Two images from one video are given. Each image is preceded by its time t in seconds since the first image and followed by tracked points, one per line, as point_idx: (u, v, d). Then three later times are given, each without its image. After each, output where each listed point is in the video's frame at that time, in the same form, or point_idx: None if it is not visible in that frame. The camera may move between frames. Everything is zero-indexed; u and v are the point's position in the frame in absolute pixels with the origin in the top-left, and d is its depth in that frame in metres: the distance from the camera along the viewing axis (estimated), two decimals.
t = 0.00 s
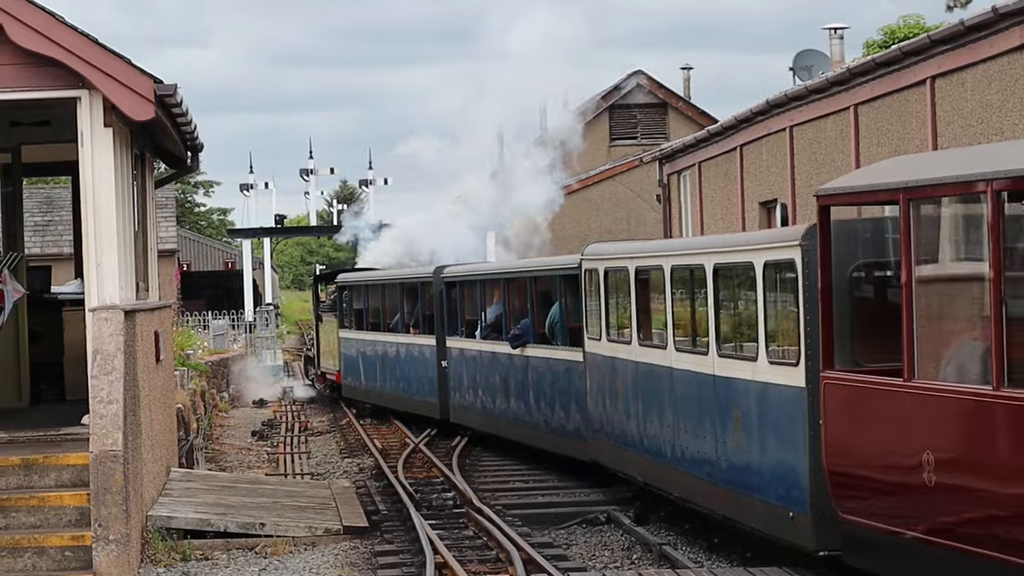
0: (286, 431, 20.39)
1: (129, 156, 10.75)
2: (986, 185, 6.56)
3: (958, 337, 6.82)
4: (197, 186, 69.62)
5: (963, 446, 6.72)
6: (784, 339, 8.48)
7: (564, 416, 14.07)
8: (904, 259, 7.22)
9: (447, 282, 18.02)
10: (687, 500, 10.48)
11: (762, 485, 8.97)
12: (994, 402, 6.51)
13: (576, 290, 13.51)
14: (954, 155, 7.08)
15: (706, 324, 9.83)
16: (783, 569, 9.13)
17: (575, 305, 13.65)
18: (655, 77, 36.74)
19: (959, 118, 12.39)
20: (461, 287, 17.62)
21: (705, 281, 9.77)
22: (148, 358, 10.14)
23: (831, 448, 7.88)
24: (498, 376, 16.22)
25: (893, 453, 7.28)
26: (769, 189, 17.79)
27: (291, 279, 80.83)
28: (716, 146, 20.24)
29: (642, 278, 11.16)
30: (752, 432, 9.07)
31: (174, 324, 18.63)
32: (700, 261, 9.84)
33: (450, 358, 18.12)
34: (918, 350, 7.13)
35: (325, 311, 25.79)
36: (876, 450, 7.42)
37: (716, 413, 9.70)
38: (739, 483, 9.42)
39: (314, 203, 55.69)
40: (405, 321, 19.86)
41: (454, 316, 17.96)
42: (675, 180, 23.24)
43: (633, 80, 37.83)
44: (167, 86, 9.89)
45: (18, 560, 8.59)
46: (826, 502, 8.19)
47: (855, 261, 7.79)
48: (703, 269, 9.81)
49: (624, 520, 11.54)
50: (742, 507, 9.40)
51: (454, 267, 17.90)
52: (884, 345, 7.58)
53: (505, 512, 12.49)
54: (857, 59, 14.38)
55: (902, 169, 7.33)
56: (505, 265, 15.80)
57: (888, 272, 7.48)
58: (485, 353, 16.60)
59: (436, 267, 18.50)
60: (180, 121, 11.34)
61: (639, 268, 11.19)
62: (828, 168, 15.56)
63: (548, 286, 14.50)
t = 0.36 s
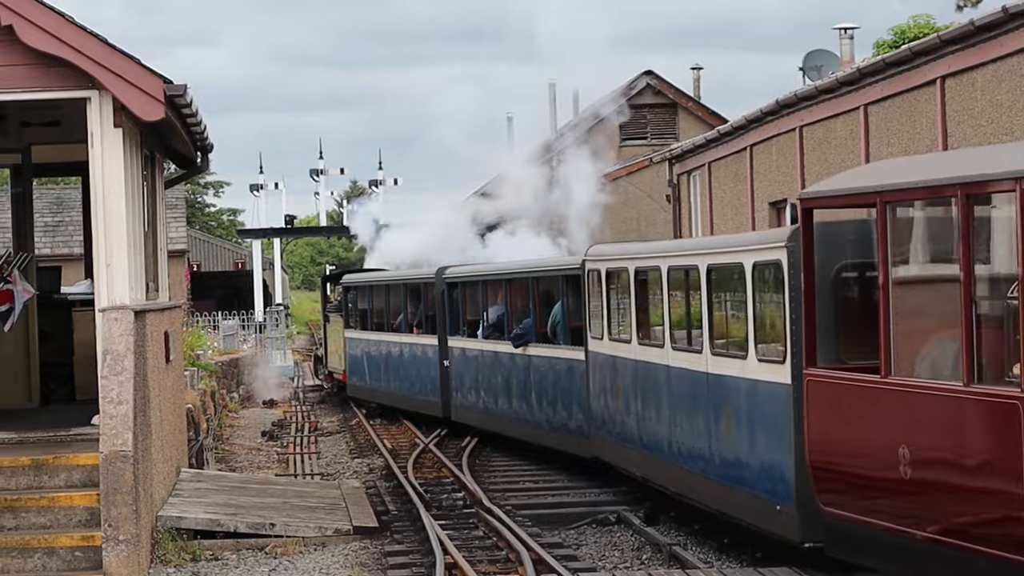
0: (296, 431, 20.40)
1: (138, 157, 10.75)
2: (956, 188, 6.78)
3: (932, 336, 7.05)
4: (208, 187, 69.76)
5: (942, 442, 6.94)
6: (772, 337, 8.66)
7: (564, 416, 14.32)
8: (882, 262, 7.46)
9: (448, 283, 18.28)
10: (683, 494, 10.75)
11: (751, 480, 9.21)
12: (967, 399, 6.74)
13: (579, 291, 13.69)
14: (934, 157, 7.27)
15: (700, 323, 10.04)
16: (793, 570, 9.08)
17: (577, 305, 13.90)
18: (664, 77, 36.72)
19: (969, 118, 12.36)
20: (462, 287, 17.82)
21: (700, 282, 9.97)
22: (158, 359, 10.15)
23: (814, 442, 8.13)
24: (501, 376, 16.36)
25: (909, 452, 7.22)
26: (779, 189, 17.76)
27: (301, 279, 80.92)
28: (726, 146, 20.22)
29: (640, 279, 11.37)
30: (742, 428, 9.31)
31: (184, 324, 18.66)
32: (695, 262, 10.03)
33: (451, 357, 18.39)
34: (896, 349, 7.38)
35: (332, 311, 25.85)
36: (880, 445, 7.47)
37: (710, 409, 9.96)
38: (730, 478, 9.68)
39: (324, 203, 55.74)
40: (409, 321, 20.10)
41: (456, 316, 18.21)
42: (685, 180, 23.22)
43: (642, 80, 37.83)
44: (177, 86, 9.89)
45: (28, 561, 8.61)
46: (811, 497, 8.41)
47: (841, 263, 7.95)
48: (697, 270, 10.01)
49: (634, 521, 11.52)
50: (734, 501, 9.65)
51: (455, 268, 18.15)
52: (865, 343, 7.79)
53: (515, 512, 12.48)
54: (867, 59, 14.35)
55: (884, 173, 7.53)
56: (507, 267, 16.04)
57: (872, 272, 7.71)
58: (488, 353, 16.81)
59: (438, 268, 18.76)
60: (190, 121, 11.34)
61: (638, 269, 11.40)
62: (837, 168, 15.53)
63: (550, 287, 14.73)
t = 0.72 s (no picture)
0: (296, 430, 20.40)
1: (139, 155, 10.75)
2: (923, 192, 7.09)
3: (899, 334, 7.37)
4: (208, 186, 69.76)
5: (912, 435, 7.22)
6: (752, 335, 9.01)
7: (555, 413, 14.65)
8: (852, 264, 7.78)
9: (441, 283, 18.60)
10: (671, 488, 11.12)
11: (732, 472, 9.60)
12: (931, 393, 7.04)
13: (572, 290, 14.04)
14: (901, 160, 7.58)
15: (685, 320, 10.46)
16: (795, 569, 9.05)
17: (570, 304, 14.26)
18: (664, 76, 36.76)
19: (969, 118, 12.36)
20: (455, 286, 18.15)
21: (685, 282, 10.38)
22: (158, 358, 10.13)
23: (793, 438, 8.48)
24: (494, 376, 16.60)
25: (915, 453, 7.21)
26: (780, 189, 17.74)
27: (301, 279, 80.90)
28: (726, 145, 20.21)
29: (630, 278, 11.80)
30: (722, 421, 9.69)
31: (184, 324, 18.65)
32: (681, 261, 10.44)
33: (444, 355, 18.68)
34: (866, 346, 7.71)
35: (330, 310, 25.86)
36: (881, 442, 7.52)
37: (694, 403, 10.36)
38: (712, 471, 10.07)
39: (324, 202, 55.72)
40: (404, 320, 20.35)
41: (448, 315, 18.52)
42: (685, 179, 23.21)
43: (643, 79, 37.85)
44: (177, 85, 9.89)
45: (28, 559, 8.60)
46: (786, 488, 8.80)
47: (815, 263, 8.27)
48: (683, 269, 10.42)
49: (634, 520, 11.50)
50: (716, 493, 10.04)
51: (447, 268, 18.46)
52: (838, 341, 8.12)
53: (515, 511, 12.47)
54: (867, 58, 14.36)
55: (858, 176, 7.83)
56: (499, 266, 16.30)
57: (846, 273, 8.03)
58: (480, 351, 17.12)
59: (431, 267, 19.07)
60: (190, 120, 11.33)
61: (628, 268, 11.83)
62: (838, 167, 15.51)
63: (542, 286, 15.05)
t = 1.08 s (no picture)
0: (295, 425, 20.41)
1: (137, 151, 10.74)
2: (889, 191, 7.33)
3: (866, 329, 7.64)
4: (206, 181, 69.74)
5: (883, 427, 7.44)
6: (728, 330, 9.27)
7: (547, 407, 14.95)
8: (822, 261, 8.01)
9: (430, 279, 18.98)
10: (656, 480, 11.41)
11: (711, 464, 9.86)
12: (898, 386, 7.29)
13: (563, 287, 14.36)
14: (869, 162, 7.91)
15: (667, 316, 10.78)
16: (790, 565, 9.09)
17: (560, 300, 14.61)
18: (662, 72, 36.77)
19: (968, 114, 12.35)
20: (445, 283, 18.54)
21: (667, 279, 10.71)
22: (156, 353, 10.13)
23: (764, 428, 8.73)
24: (486, 369, 17.01)
25: (915, 449, 7.15)
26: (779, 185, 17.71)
27: (299, 274, 80.88)
28: (724, 141, 20.22)
29: (618, 274, 12.15)
30: (702, 414, 9.94)
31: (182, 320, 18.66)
32: (663, 259, 10.77)
33: (435, 350, 19.07)
34: (836, 340, 7.96)
35: (327, 306, 25.87)
36: (876, 438, 7.53)
37: (677, 396, 10.64)
38: (693, 462, 10.35)
39: (323, 197, 55.69)
40: (395, 315, 20.70)
41: (438, 310, 18.93)
42: (683, 175, 23.22)
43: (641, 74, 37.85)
44: (176, 81, 9.89)
45: (27, 555, 8.60)
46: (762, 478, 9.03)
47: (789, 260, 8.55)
48: (666, 267, 10.75)
49: (632, 517, 11.50)
50: (697, 485, 10.31)
51: (438, 265, 18.84)
52: (810, 336, 8.35)
53: (513, 508, 12.47)
54: (866, 54, 14.35)
55: (832, 175, 8.04)
56: (491, 263, 16.68)
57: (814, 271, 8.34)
58: (471, 346, 17.49)
59: (422, 264, 19.44)
60: (189, 115, 11.32)
61: (616, 265, 12.18)
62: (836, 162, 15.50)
63: (533, 283, 15.41)
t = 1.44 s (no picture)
0: (292, 423, 20.42)
1: (135, 149, 10.75)
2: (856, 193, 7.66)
3: (838, 324, 7.93)
4: (203, 178, 69.71)
5: (876, 423, 7.50)
6: (708, 324, 9.60)
7: (535, 404, 15.23)
8: (795, 259, 8.34)
9: (421, 277, 19.32)
10: (642, 474, 11.67)
11: (692, 457, 10.13)
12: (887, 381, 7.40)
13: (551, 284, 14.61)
14: (842, 164, 8.18)
15: (651, 312, 11.07)
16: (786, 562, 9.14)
17: (548, 298, 14.88)
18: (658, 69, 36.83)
19: (965, 112, 12.36)
20: (434, 280, 18.87)
21: (651, 276, 11.00)
22: (154, 351, 10.14)
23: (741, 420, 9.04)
24: (475, 365, 17.29)
25: (916, 446, 7.15)
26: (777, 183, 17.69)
27: (296, 272, 80.87)
28: (721, 140, 20.24)
29: (605, 272, 12.44)
30: (684, 408, 10.22)
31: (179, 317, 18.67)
32: (647, 257, 11.06)
33: (425, 347, 19.36)
34: (808, 334, 8.27)
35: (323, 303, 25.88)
36: (876, 433, 7.54)
37: (660, 391, 10.91)
38: (675, 456, 10.61)
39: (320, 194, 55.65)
40: (387, 313, 21.05)
41: (428, 307, 19.26)
42: (681, 173, 23.23)
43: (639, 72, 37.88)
44: (174, 78, 9.90)
45: (23, 552, 8.61)
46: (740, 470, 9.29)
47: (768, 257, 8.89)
48: (649, 264, 11.04)
49: (629, 514, 11.52)
50: (679, 478, 10.57)
51: (427, 262, 19.19)
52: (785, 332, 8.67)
53: (509, 504, 12.49)
54: (863, 52, 14.35)
55: (824, 175, 8.14)
56: (480, 261, 16.96)
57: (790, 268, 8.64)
58: (460, 343, 17.78)
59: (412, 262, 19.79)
60: (186, 112, 11.33)
61: (603, 263, 12.47)
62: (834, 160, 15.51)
63: (521, 280, 15.68)
